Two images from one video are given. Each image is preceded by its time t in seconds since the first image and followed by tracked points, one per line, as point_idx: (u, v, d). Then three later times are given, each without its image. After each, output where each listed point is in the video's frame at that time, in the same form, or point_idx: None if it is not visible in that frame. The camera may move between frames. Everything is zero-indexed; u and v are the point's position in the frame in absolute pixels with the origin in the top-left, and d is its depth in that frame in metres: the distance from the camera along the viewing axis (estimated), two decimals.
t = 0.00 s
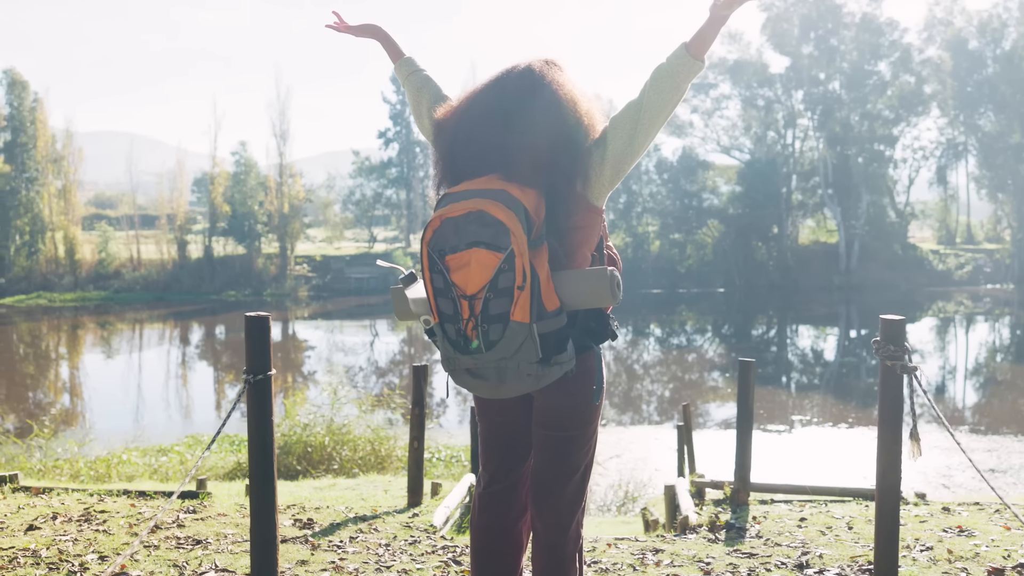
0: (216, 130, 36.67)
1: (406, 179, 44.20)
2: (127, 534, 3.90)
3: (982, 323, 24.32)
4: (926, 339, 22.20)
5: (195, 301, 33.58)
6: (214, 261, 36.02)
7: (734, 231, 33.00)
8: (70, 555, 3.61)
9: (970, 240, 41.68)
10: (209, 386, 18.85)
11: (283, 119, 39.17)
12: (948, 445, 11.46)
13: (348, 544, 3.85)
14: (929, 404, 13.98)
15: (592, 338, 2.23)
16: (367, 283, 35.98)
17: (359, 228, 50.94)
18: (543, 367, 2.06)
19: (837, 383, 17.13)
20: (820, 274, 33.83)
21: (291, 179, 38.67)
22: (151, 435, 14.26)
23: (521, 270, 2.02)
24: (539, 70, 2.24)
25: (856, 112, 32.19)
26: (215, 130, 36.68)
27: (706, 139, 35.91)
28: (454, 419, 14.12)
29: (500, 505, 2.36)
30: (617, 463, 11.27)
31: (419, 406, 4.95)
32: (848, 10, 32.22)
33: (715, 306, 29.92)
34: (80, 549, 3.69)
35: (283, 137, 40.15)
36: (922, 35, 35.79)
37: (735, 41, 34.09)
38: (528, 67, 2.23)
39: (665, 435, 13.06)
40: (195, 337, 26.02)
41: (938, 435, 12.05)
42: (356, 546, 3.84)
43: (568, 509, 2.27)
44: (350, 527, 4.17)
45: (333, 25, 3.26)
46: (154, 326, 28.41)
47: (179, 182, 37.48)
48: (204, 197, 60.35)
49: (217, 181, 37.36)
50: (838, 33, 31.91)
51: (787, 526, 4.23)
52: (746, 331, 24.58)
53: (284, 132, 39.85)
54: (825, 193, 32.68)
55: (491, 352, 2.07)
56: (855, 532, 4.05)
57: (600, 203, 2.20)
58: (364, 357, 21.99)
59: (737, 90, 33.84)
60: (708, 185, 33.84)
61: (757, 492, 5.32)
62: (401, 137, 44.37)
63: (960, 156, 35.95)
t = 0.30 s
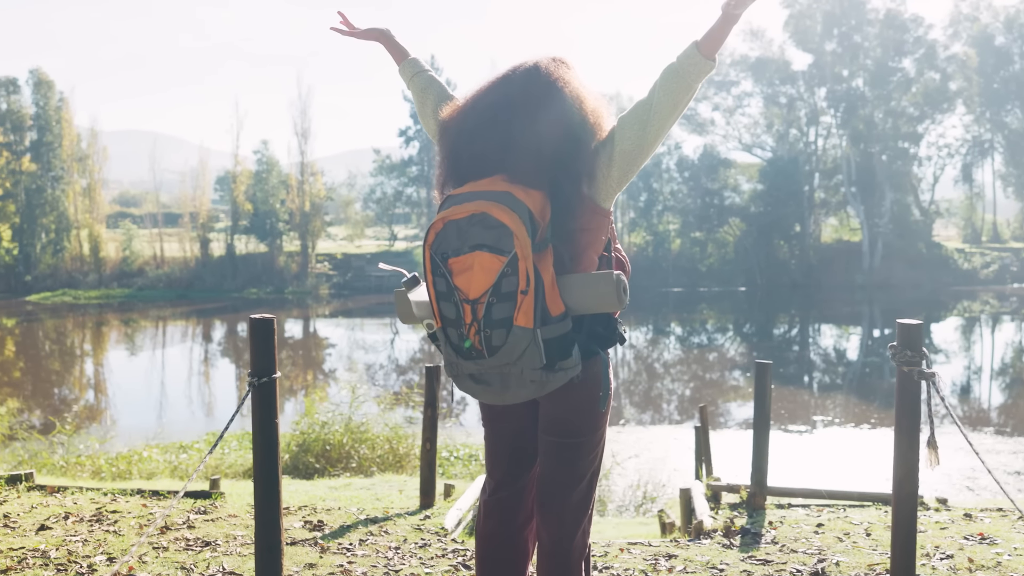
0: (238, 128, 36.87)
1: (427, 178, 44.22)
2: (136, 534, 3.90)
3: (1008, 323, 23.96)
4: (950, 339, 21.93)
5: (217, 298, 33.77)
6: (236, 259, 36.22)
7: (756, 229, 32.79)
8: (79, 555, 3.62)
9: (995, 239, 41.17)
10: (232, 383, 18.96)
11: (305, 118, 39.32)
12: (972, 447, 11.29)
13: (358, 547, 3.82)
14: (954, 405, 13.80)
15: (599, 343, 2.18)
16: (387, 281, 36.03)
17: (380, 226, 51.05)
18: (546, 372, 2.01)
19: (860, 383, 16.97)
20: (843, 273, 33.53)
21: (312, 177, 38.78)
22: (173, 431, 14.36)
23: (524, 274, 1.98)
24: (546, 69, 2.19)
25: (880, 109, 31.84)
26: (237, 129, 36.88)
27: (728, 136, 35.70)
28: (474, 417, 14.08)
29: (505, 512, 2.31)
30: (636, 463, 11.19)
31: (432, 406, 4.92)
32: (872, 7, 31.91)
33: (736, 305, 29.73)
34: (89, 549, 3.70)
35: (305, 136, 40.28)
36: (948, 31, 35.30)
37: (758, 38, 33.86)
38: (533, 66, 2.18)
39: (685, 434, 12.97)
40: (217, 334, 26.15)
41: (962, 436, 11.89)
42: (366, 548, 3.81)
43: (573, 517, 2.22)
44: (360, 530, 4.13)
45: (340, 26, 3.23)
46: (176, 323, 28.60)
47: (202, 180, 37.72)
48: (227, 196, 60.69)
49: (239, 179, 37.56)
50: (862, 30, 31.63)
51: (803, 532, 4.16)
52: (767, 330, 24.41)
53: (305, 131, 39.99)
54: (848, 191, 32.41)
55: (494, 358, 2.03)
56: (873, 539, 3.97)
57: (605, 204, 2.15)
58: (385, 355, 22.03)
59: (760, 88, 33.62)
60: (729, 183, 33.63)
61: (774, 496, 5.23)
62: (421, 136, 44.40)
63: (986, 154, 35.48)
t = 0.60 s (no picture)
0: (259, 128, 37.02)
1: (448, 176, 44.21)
2: (146, 538, 3.88)
3: None
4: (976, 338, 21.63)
5: (239, 297, 33.95)
6: (258, 257, 36.39)
7: (778, 227, 32.56)
8: (88, 559, 3.61)
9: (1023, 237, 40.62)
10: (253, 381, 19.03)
11: (326, 118, 39.43)
12: (999, 449, 11.11)
13: (366, 552, 3.79)
14: (980, 406, 13.61)
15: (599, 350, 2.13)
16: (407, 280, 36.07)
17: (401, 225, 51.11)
18: (540, 380, 1.97)
19: (884, 383, 16.78)
20: (866, 271, 33.19)
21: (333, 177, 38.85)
22: (194, 428, 14.44)
23: (517, 279, 1.95)
24: (546, 72, 2.15)
25: (904, 106, 31.54)
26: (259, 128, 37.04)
27: (750, 134, 35.47)
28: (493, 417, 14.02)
29: (506, 522, 2.26)
30: (655, 463, 11.11)
31: (443, 409, 4.89)
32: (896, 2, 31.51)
33: (758, 304, 29.53)
34: (98, 552, 3.69)
35: (326, 135, 40.42)
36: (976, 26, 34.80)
37: (780, 35, 33.60)
38: (534, 69, 2.15)
39: (705, 435, 12.86)
40: (239, 333, 26.27)
41: (988, 438, 11.70)
42: (375, 553, 3.77)
43: (574, 528, 2.16)
44: (370, 535, 4.10)
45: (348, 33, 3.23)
46: (199, 322, 28.76)
47: (224, 180, 37.92)
48: (249, 195, 61.01)
49: (260, 179, 37.74)
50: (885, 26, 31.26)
51: (820, 539, 4.09)
52: (790, 329, 24.20)
53: (326, 130, 40.09)
54: (871, 189, 32.12)
55: (486, 364, 1.99)
56: (891, 547, 3.89)
57: (605, 208, 2.10)
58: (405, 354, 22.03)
59: (782, 85, 33.37)
60: (751, 181, 33.38)
61: (792, 501, 5.15)
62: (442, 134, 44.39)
63: (1012, 151, 34.99)
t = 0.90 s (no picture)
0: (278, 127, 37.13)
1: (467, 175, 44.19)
2: (152, 541, 3.86)
3: None
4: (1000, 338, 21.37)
5: (259, 295, 34.13)
6: (277, 256, 36.54)
7: (799, 227, 32.32)
8: (94, 562, 3.60)
9: None
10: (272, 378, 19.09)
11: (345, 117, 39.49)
12: None
13: (372, 558, 3.75)
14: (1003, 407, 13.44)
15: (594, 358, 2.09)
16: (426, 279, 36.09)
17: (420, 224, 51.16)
18: (527, 389, 1.96)
19: (906, 383, 16.63)
20: (888, 271, 32.89)
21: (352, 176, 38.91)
22: (214, 426, 14.49)
23: (501, 287, 1.95)
24: (542, 75, 2.14)
25: (928, 104, 31.23)
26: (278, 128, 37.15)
27: (770, 133, 35.27)
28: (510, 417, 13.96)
29: (506, 532, 2.22)
30: (671, 465, 11.02)
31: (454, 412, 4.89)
32: None
33: (778, 304, 29.33)
34: (104, 556, 3.67)
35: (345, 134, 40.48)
36: (1001, 22, 34.30)
37: (801, 33, 33.33)
38: (530, 73, 2.14)
39: (724, 436, 12.76)
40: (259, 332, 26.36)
41: (1013, 441, 11.52)
42: (381, 559, 3.74)
43: (575, 539, 2.10)
44: (376, 539, 4.06)
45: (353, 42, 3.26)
46: (219, 320, 28.91)
47: (244, 179, 38.08)
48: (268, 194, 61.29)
49: (280, 178, 37.86)
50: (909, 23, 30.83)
51: (834, 547, 4.01)
52: (810, 329, 24.00)
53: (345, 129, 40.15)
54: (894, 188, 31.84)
55: (471, 371, 2.00)
56: (907, 555, 3.82)
57: (601, 214, 2.07)
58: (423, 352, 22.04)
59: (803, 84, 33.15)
60: (771, 180, 33.13)
61: (806, 507, 5.07)
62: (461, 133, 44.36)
63: None
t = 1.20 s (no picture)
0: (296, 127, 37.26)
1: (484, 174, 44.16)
2: (158, 544, 3.84)
3: None
4: None
5: (277, 294, 34.28)
6: (295, 255, 36.66)
7: (819, 225, 32.09)
8: (100, 566, 3.59)
9: None
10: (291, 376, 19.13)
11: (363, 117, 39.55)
12: None
13: (377, 563, 3.72)
14: None
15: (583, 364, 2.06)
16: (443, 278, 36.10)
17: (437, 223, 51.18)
18: (508, 395, 1.94)
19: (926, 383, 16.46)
20: (909, 270, 32.58)
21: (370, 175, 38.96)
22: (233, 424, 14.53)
23: (482, 289, 1.94)
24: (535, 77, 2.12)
25: (950, 101, 30.98)
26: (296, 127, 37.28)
27: (789, 131, 35.20)
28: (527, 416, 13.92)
29: (501, 541, 2.19)
30: (687, 466, 10.93)
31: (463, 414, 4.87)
32: None
33: (797, 303, 29.12)
34: (109, 559, 3.66)
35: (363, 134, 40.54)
36: None
37: (821, 30, 33.11)
38: (523, 75, 2.13)
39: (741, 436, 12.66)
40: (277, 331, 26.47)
41: None
42: (387, 564, 3.70)
43: (571, 547, 2.06)
44: (382, 544, 4.02)
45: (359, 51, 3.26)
46: (238, 319, 29.06)
47: (263, 179, 38.22)
48: (287, 193, 61.53)
49: (298, 178, 37.98)
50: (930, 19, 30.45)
51: (847, 554, 3.95)
52: (830, 329, 23.82)
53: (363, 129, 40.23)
54: (915, 185, 31.60)
55: (452, 376, 1.98)
56: (922, 563, 3.75)
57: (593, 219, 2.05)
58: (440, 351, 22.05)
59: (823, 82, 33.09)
60: (790, 178, 32.90)
61: (821, 512, 4.99)
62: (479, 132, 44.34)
63: None
